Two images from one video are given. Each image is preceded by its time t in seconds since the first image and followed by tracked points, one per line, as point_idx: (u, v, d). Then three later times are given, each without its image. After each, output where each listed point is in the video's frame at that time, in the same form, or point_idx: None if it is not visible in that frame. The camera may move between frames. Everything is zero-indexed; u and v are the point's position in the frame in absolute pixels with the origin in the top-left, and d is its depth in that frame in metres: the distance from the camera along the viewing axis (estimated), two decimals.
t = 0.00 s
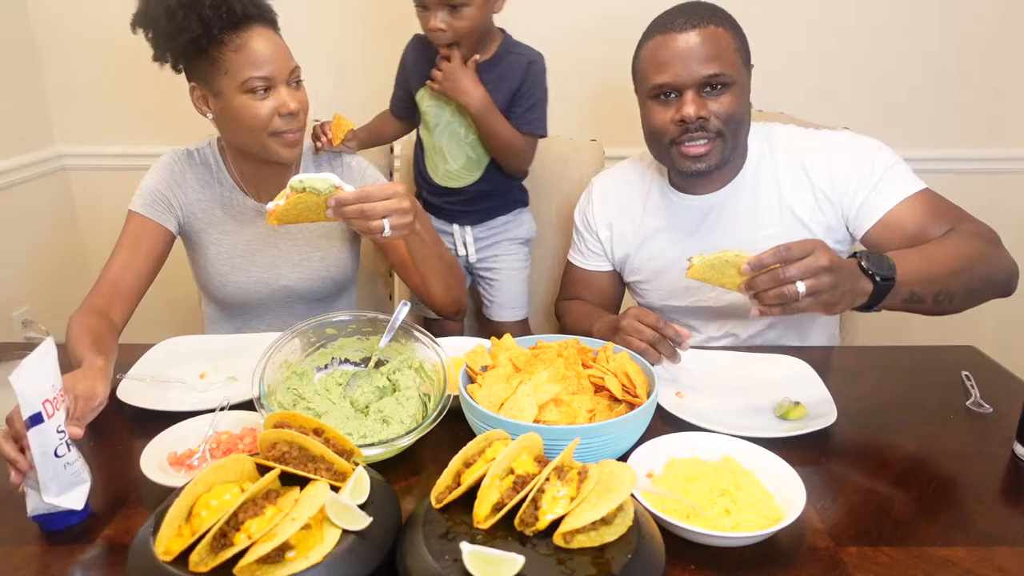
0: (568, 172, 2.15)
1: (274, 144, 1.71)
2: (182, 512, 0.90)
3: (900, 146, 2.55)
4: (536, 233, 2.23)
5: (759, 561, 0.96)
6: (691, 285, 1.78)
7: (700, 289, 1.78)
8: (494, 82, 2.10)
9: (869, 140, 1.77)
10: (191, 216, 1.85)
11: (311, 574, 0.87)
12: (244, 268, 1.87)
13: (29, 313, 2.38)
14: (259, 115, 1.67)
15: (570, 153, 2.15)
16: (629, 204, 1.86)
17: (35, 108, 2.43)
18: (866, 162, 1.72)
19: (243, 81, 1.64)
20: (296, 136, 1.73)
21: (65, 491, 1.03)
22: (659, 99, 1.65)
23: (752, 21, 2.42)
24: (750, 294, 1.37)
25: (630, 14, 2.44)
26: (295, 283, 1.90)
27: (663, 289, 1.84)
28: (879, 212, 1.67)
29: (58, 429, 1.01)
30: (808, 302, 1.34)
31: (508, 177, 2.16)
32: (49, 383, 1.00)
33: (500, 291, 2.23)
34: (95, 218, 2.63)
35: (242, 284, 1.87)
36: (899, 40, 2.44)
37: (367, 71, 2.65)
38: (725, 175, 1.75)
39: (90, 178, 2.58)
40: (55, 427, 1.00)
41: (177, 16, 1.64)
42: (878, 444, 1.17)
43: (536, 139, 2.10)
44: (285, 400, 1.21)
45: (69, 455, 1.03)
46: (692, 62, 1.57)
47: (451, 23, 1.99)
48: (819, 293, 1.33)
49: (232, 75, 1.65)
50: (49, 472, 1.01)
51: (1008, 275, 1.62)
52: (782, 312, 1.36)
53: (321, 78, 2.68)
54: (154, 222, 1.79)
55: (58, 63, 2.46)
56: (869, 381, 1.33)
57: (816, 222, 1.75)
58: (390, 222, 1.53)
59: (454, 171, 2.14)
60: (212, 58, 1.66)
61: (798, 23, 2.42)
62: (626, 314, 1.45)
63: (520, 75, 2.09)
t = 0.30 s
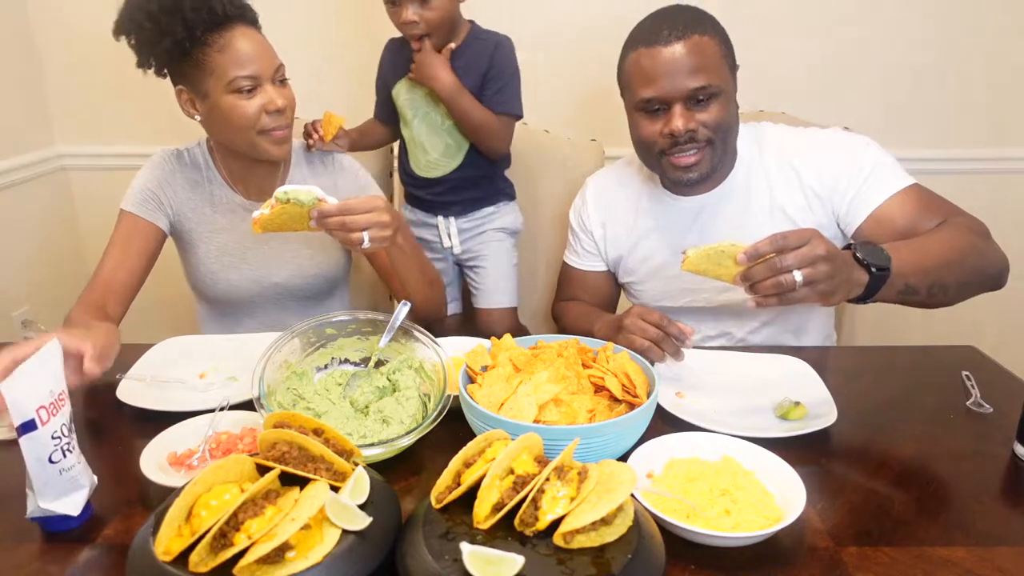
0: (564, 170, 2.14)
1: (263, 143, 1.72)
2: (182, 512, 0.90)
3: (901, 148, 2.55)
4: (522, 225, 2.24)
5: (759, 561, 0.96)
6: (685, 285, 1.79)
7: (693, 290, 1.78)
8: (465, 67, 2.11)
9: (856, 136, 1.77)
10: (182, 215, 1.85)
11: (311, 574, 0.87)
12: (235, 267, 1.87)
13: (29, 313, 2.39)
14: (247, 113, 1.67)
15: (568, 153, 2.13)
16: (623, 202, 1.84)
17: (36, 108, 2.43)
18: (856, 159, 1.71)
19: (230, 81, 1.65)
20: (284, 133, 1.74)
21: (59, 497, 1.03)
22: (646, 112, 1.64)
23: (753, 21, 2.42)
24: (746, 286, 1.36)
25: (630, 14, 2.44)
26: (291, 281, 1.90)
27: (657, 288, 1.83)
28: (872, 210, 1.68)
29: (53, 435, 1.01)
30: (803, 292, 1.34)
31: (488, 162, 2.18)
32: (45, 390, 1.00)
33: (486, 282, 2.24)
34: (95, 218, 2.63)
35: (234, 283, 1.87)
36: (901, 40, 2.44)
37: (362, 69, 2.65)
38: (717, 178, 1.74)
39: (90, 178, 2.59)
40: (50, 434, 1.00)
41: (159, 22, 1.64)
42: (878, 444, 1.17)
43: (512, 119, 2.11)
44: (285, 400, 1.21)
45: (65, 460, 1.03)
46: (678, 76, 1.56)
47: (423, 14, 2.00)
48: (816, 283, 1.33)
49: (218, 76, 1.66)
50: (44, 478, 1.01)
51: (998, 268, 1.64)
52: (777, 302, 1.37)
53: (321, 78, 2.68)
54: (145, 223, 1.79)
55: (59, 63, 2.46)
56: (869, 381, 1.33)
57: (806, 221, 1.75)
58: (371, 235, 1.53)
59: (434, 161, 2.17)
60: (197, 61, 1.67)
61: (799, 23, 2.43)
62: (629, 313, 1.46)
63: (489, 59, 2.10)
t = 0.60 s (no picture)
0: (565, 170, 2.15)
1: (250, 148, 1.72)
2: (180, 513, 0.90)
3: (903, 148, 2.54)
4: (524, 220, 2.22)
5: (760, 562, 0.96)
6: (686, 286, 1.78)
7: (693, 292, 1.78)
8: (453, 63, 2.09)
9: (853, 132, 1.77)
10: (183, 213, 1.84)
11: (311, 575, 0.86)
12: (235, 266, 1.86)
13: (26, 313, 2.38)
14: (235, 119, 1.67)
15: (568, 152, 2.14)
16: (623, 203, 1.84)
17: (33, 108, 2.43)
18: (854, 156, 1.71)
19: (218, 87, 1.66)
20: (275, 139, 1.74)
21: (57, 498, 1.03)
22: (643, 107, 1.63)
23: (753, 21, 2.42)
24: (746, 276, 1.36)
25: (630, 15, 2.44)
26: (291, 280, 1.89)
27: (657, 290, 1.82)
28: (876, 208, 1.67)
29: (51, 437, 1.00)
30: (805, 280, 1.34)
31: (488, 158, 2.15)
32: (43, 390, 1.00)
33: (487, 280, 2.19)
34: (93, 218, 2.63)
35: (233, 282, 1.87)
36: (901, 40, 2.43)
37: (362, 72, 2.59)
38: (716, 176, 1.73)
39: (89, 178, 2.58)
40: (48, 435, 1.00)
41: (157, 25, 1.66)
42: (879, 444, 1.16)
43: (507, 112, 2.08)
44: (284, 401, 1.20)
45: (64, 462, 1.03)
46: (673, 66, 1.56)
47: (410, 14, 2.00)
48: (816, 271, 1.33)
49: (210, 80, 1.66)
50: (42, 479, 1.01)
51: (1002, 260, 1.63)
52: (778, 292, 1.36)
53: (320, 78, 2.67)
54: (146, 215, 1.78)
55: (57, 63, 2.45)
56: (870, 381, 1.33)
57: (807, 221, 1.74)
58: (360, 257, 1.51)
59: (431, 161, 2.17)
60: (191, 64, 1.68)
61: (799, 24, 2.42)
62: (630, 311, 1.45)
63: (477, 56, 2.09)
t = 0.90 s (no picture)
0: (565, 170, 2.15)
1: (261, 150, 1.71)
2: (178, 514, 0.89)
3: (902, 148, 2.55)
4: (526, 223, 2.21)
5: (761, 564, 0.95)
6: (685, 286, 1.78)
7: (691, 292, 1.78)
8: (456, 65, 2.09)
9: (853, 130, 1.77)
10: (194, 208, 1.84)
11: None
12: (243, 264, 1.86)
13: (24, 314, 2.37)
14: (246, 121, 1.67)
15: (568, 151, 2.14)
16: (623, 203, 1.83)
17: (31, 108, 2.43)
18: (853, 153, 1.71)
19: (230, 89, 1.65)
20: (285, 143, 1.73)
21: (56, 499, 1.02)
22: (640, 103, 1.63)
23: (753, 21, 2.42)
24: (751, 277, 1.36)
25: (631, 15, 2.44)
26: (291, 280, 1.89)
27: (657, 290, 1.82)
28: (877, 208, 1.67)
29: (49, 438, 1.00)
30: (810, 280, 1.33)
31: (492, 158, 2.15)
32: (41, 391, 0.99)
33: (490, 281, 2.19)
34: (91, 219, 2.62)
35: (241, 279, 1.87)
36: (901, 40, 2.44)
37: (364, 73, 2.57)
38: (716, 176, 1.73)
39: (86, 177, 2.57)
40: (46, 436, 0.99)
41: (173, 21, 1.66)
42: (881, 445, 1.16)
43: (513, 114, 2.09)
44: (283, 401, 1.20)
45: (62, 463, 1.02)
46: (670, 63, 1.56)
47: (412, 23, 2.00)
48: (820, 271, 1.33)
49: (222, 81, 1.66)
50: (39, 480, 1.00)
51: (1004, 256, 1.63)
52: (782, 292, 1.36)
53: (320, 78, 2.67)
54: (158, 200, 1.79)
55: (54, 62, 2.45)
56: (872, 381, 1.32)
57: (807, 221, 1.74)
58: (358, 279, 1.51)
59: (435, 163, 2.17)
60: (205, 63, 1.67)
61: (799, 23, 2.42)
62: (631, 311, 1.45)
63: (480, 58, 2.08)
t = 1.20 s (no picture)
0: (566, 170, 2.14)
1: (289, 154, 1.66)
2: (176, 515, 0.89)
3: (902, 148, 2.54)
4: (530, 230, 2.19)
5: (763, 566, 0.95)
6: (686, 287, 1.77)
7: (694, 290, 1.76)
8: (461, 63, 2.07)
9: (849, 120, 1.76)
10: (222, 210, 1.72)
11: None
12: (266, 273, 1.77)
13: (21, 314, 2.36)
14: (276, 123, 1.62)
15: (569, 151, 2.13)
16: (623, 201, 1.81)
17: (29, 107, 2.42)
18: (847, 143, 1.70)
19: (261, 91, 1.60)
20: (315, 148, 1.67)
21: (53, 500, 1.02)
22: (643, 106, 1.62)
23: (754, 20, 2.41)
24: (767, 211, 1.17)
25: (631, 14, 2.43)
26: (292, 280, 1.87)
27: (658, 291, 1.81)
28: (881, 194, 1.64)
29: (46, 439, 0.99)
30: (835, 209, 1.18)
31: (494, 161, 2.12)
32: (37, 391, 0.98)
33: (501, 285, 2.19)
34: (90, 218, 2.61)
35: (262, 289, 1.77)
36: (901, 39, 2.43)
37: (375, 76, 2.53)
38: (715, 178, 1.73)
39: (83, 176, 2.56)
40: (44, 437, 0.99)
41: (206, 18, 1.60)
42: (883, 446, 1.15)
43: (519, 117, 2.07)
44: (282, 402, 1.19)
45: (59, 464, 1.02)
46: (674, 67, 1.55)
47: (420, 17, 1.98)
48: (846, 199, 1.18)
49: (254, 83, 1.60)
50: (36, 481, 1.00)
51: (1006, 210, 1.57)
52: (805, 229, 1.17)
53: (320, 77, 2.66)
54: (190, 193, 1.62)
55: (51, 61, 2.44)
56: (874, 382, 1.32)
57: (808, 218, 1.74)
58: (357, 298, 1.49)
59: (435, 162, 2.14)
60: (238, 63, 1.61)
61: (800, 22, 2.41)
62: (631, 312, 1.44)
63: (487, 57, 2.06)
